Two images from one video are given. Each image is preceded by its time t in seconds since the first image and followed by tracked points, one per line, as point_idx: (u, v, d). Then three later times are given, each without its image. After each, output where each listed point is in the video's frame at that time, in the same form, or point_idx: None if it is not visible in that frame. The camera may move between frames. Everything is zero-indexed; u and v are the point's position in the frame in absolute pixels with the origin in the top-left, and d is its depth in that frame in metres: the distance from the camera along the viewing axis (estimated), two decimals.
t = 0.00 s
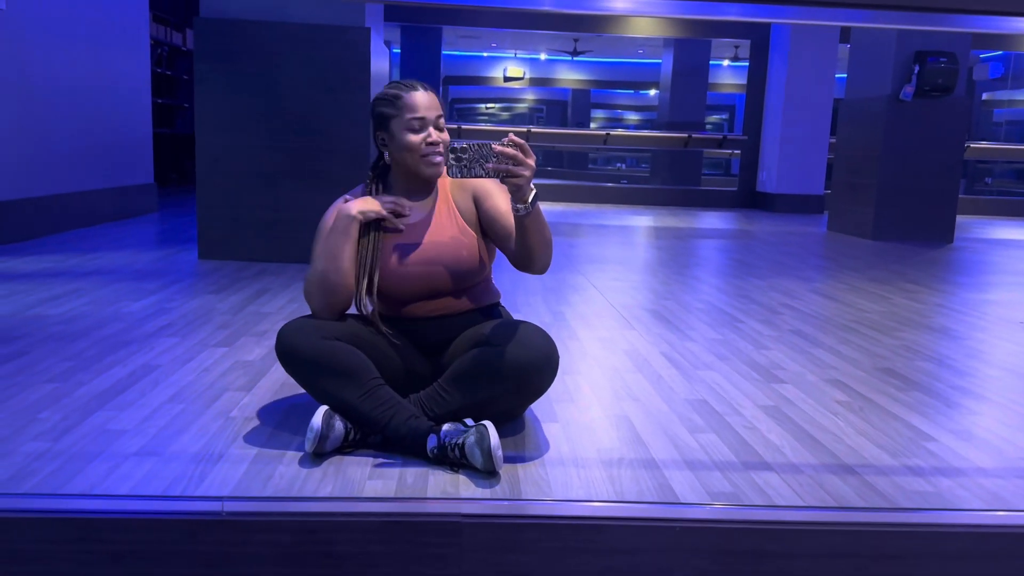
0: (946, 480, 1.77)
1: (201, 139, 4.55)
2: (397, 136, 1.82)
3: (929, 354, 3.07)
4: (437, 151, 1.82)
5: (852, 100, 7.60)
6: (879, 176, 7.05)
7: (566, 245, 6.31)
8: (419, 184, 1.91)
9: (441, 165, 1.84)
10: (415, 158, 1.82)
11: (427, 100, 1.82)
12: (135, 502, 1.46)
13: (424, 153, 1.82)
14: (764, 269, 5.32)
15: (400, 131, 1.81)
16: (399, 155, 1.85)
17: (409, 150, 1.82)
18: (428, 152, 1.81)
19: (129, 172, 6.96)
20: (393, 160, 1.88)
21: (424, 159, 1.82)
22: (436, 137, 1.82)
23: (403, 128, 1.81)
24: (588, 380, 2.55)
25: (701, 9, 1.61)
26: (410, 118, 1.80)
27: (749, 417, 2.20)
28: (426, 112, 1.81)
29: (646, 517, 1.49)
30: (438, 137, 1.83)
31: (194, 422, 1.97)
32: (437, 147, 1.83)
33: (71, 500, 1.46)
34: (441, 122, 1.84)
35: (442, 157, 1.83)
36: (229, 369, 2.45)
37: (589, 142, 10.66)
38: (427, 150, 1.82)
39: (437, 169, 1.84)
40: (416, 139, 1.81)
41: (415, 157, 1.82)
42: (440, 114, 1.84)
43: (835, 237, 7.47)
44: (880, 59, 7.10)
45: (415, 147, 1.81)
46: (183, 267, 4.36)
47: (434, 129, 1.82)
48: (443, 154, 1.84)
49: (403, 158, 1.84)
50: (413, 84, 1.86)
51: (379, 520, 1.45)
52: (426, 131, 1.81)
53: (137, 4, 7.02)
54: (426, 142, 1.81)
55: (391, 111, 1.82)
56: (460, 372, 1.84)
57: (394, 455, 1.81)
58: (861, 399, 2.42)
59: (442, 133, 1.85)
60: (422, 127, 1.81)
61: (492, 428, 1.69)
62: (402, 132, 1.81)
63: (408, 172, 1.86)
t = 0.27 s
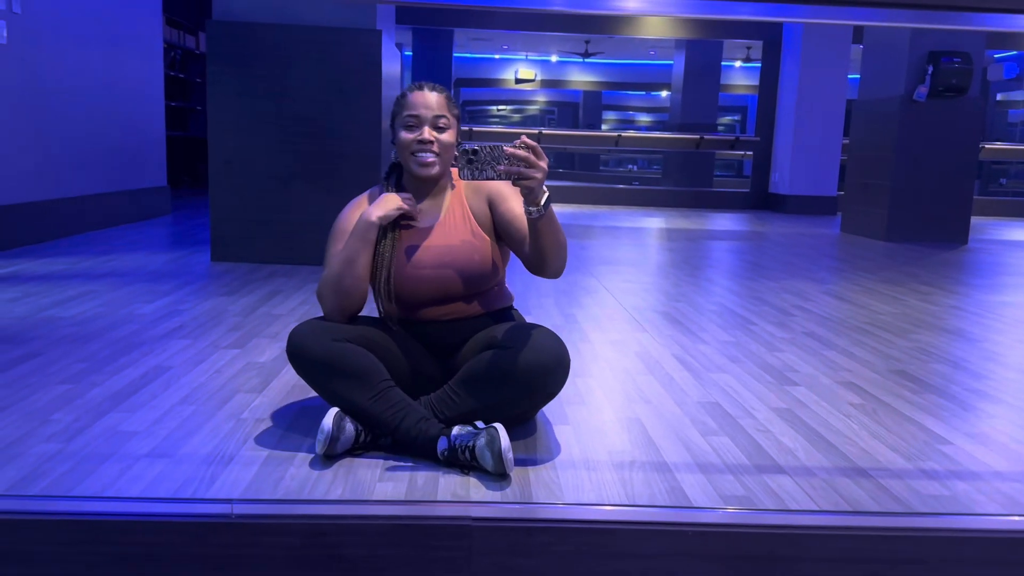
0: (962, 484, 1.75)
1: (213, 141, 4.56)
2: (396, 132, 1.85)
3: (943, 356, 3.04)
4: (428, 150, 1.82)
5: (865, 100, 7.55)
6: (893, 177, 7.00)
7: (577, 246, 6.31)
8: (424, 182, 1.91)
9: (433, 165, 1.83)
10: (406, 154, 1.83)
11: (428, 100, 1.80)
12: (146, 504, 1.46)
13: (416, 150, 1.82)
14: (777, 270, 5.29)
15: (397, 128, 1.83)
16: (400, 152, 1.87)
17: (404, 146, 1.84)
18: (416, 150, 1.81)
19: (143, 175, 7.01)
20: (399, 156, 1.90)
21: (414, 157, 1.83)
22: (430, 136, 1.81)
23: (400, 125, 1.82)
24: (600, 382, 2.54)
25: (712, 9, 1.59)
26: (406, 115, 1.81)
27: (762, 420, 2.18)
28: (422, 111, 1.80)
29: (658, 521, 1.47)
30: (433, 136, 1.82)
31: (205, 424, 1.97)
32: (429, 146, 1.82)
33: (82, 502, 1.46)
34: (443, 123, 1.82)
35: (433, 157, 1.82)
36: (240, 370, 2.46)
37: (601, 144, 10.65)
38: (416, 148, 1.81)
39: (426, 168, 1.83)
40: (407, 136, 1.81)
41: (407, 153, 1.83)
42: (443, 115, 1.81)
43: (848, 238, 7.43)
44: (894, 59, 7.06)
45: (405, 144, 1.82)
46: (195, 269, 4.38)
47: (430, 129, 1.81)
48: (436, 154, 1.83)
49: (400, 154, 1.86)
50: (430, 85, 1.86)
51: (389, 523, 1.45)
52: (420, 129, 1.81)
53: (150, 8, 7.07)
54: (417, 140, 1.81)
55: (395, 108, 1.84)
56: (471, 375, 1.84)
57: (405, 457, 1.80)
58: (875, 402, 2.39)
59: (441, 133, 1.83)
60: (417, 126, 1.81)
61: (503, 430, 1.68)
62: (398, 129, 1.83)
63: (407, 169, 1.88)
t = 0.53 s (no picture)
0: (980, 489, 1.74)
1: (229, 147, 4.60)
2: (418, 139, 1.86)
3: (960, 360, 3.02)
4: (455, 152, 1.83)
5: (879, 103, 7.51)
6: (909, 179, 6.95)
7: (590, 250, 6.30)
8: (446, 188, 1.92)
9: (459, 166, 1.84)
10: (433, 159, 1.84)
11: (448, 103, 1.83)
12: (166, 508, 1.48)
13: (443, 154, 1.83)
14: (791, 274, 5.27)
15: (420, 135, 1.84)
16: (423, 158, 1.87)
17: (428, 151, 1.84)
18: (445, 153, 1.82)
19: (159, 180, 7.07)
20: (419, 164, 1.91)
21: (442, 161, 1.84)
22: (455, 138, 1.83)
23: (422, 131, 1.83)
24: (614, 386, 2.54)
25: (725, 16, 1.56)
26: (428, 121, 1.82)
27: (777, 425, 2.18)
28: (445, 114, 1.82)
29: (674, 527, 1.48)
30: (458, 139, 1.83)
31: (223, 428, 1.99)
32: (455, 148, 1.83)
33: (103, 505, 1.48)
34: (464, 125, 1.84)
35: (460, 159, 1.84)
36: (257, 375, 2.48)
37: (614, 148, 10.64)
38: (443, 151, 1.83)
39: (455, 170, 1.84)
40: (433, 140, 1.82)
41: (433, 158, 1.84)
42: (462, 118, 1.84)
43: (863, 241, 7.39)
44: (909, 62, 7.02)
45: (432, 148, 1.83)
46: (212, 273, 4.42)
47: (454, 131, 1.83)
48: (463, 155, 1.84)
49: (424, 160, 1.86)
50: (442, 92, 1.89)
51: (406, 527, 1.46)
52: (445, 133, 1.82)
53: (166, 15, 7.14)
54: (444, 143, 1.82)
55: (414, 116, 1.85)
56: (486, 379, 1.85)
57: (421, 461, 1.81)
58: (891, 407, 2.38)
59: (464, 135, 1.85)
60: (441, 130, 1.83)
61: (518, 434, 1.69)
62: (421, 135, 1.84)
63: (431, 174, 1.88)
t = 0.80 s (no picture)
0: (989, 491, 1.72)
1: (235, 148, 4.61)
2: (435, 140, 1.84)
3: (967, 361, 3.00)
4: (473, 159, 1.84)
5: (885, 104, 7.48)
6: (915, 180, 6.91)
7: (595, 252, 6.29)
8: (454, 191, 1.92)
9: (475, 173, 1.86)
10: (450, 162, 1.83)
11: (470, 108, 1.83)
12: (171, 511, 1.47)
13: (461, 159, 1.83)
14: (797, 275, 5.25)
15: (439, 135, 1.83)
16: (437, 160, 1.86)
17: (446, 154, 1.84)
18: (464, 158, 1.83)
19: (165, 182, 7.09)
20: (430, 164, 1.90)
21: (459, 165, 1.84)
22: (475, 145, 1.84)
23: (442, 132, 1.83)
24: (620, 388, 2.53)
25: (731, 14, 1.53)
26: (450, 123, 1.82)
27: (784, 426, 2.17)
28: (467, 119, 1.82)
29: (681, 530, 1.47)
30: (477, 146, 1.85)
31: (228, 430, 1.98)
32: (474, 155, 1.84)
33: (108, 508, 1.48)
34: (482, 131, 1.86)
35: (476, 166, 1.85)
36: (263, 376, 2.47)
37: (619, 149, 10.63)
38: (463, 156, 1.83)
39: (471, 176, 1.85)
40: (454, 144, 1.82)
41: (452, 162, 1.83)
42: (481, 124, 1.85)
43: (869, 242, 7.36)
44: (915, 62, 6.98)
45: (451, 152, 1.83)
46: (217, 275, 4.42)
47: (474, 138, 1.84)
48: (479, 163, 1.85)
49: (440, 162, 1.85)
50: (458, 94, 1.89)
51: (411, 530, 1.45)
52: (465, 138, 1.83)
53: (171, 18, 7.15)
54: (464, 149, 1.83)
55: (433, 115, 1.84)
56: (491, 381, 1.84)
57: (425, 463, 1.81)
58: (899, 408, 2.37)
59: (481, 142, 1.86)
60: (462, 134, 1.83)
61: (523, 436, 1.68)
62: (441, 136, 1.83)
63: (443, 177, 1.88)
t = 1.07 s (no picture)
0: (991, 487, 1.71)
1: (236, 145, 4.61)
2: (435, 136, 1.83)
3: (970, 357, 2.99)
4: (471, 158, 1.83)
5: (889, 100, 7.46)
6: (919, 176, 6.89)
7: (597, 249, 6.28)
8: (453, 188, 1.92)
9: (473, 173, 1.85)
10: (448, 161, 1.83)
11: (472, 107, 1.81)
12: (169, 505, 1.47)
13: (458, 158, 1.83)
14: (799, 272, 5.24)
15: (439, 133, 1.82)
16: (435, 156, 1.86)
17: (445, 152, 1.83)
18: (462, 158, 1.82)
19: (166, 179, 7.09)
20: (430, 160, 1.89)
21: (456, 165, 1.83)
22: (474, 145, 1.82)
23: (442, 130, 1.81)
24: (621, 383, 2.52)
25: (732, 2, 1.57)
26: (450, 122, 1.80)
27: (786, 422, 2.16)
28: (468, 118, 1.80)
29: (681, 524, 1.46)
30: (476, 145, 1.83)
31: (227, 425, 1.98)
32: (472, 155, 1.82)
33: (105, 502, 1.48)
34: (483, 130, 1.84)
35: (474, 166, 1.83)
36: (262, 372, 2.47)
37: (621, 146, 10.61)
38: (460, 156, 1.82)
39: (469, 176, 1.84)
40: (452, 144, 1.81)
41: (448, 160, 1.83)
42: (483, 122, 1.83)
43: (872, 239, 7.34)
44: (918, 57, 6.97)
45: (449, 151, 1.82)
46: (218, 272, 4.42)
47: (473, 137, 1.82)
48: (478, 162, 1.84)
49: (438, 159, 1.85)
50: (462, 89, 1.86)
51: (408, 524, 1.45)
52: (464, 138, 1.81)
53: (173, 15, 7.15)
54: (462, 149, 1.82)
55: (434, 111, 1.82)
56: (491, 376, 1.84)
57: (425, 458, 1.80)
58: (901, 404, 2.36)
59: (481, 141, 1.84)
60: (461, 133, 1.81)
61: (523, 432, 1.67)
62: (440, 134, 1.82)
63: (441, 174, 1.88)
